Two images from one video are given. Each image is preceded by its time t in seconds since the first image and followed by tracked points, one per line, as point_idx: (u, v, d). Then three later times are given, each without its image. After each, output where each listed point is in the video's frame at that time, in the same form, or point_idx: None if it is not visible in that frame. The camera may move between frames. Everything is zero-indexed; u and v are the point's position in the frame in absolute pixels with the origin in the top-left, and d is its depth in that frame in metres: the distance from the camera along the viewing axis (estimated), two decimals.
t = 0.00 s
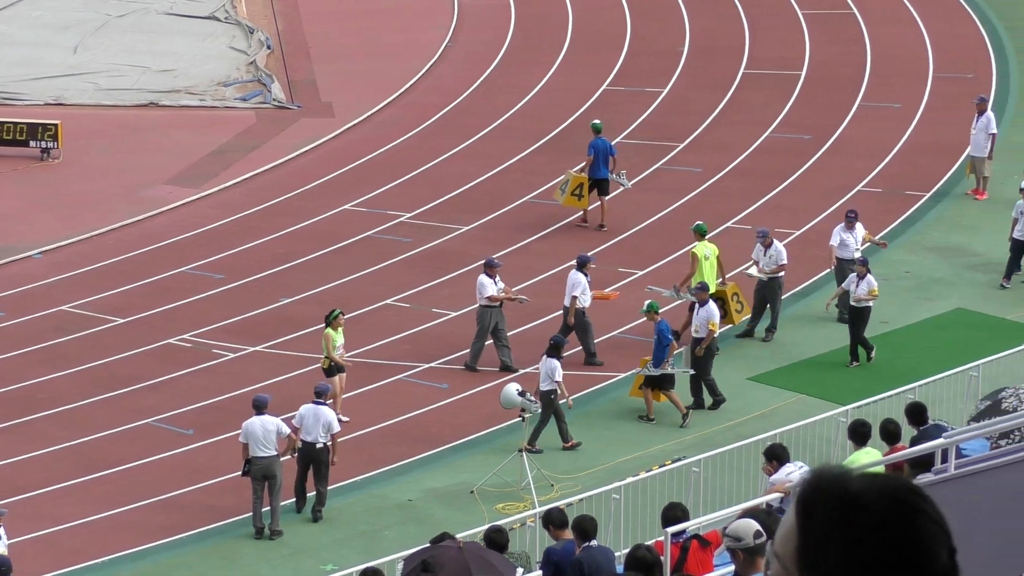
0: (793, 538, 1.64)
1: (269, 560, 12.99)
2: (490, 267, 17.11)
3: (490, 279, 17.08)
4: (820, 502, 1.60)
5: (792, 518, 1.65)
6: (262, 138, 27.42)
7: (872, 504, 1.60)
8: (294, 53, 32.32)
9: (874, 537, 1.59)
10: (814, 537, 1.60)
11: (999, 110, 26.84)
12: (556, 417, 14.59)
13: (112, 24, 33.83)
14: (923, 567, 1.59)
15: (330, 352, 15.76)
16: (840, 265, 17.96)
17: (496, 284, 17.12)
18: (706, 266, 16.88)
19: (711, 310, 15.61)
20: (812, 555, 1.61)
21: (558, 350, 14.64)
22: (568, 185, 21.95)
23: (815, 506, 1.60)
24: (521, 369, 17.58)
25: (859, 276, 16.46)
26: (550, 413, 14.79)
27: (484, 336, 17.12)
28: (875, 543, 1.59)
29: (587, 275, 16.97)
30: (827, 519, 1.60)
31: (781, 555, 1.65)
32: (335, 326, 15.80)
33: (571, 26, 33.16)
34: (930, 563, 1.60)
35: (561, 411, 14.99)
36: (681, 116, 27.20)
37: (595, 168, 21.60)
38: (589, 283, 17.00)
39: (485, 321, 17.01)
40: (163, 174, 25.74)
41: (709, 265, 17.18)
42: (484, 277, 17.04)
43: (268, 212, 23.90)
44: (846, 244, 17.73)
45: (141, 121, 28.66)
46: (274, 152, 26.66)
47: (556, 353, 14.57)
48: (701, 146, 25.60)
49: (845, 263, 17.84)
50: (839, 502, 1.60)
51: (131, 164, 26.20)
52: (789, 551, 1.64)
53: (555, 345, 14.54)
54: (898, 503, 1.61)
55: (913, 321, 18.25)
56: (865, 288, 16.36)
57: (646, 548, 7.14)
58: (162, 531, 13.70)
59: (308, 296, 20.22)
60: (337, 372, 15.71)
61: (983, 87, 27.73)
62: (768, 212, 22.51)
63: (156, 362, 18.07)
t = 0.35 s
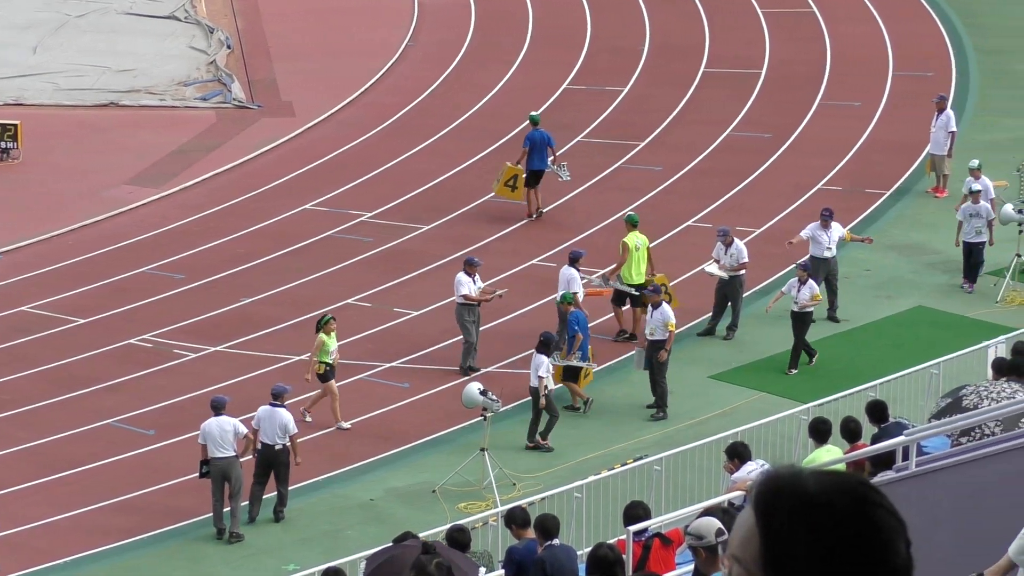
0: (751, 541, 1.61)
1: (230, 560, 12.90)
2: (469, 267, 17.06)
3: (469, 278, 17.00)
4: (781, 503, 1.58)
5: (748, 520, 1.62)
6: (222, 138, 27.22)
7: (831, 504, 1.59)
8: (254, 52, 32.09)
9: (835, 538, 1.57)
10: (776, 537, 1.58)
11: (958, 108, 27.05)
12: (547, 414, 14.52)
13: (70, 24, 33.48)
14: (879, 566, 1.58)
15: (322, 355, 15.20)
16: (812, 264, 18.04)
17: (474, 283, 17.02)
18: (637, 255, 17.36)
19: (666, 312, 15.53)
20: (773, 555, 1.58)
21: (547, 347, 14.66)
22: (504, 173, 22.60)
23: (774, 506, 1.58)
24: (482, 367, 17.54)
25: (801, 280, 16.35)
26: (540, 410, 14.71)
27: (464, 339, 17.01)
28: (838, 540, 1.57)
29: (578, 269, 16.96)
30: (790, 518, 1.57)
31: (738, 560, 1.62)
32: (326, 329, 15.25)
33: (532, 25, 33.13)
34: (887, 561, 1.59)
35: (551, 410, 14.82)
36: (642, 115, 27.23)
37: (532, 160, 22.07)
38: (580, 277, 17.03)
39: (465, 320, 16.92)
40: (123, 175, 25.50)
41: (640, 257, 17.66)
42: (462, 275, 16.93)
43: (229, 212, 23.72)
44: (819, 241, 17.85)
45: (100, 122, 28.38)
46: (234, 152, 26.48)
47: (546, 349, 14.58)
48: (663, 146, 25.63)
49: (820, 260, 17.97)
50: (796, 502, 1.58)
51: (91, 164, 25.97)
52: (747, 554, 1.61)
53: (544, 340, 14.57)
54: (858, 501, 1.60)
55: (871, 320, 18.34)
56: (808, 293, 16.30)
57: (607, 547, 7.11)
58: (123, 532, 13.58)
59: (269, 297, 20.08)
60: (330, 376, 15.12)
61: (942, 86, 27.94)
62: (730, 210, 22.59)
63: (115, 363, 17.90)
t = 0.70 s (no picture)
0: (720, 542, 1.59)
1: (198, 561, 12.82)
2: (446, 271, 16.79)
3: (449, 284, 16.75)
4: (747, 505, 1.56)
5: (713, 523, 1.61)
6: (189, 139, 27.04)
7: (798, 503, 1.57)
8: (221, 53, 31.90)
9: (803, 537, 1.56)
10: (745, 539, 1.56)
11: (924, 107, 27.21)
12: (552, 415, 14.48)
13: (35, 24, 33.18)
14: (848, 566, 1.57)
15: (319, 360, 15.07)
16: (788, 264, 18.01)
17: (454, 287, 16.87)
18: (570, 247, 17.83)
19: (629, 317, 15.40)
20: (741, 558, 1.57)
21: (548, 349, 14.47)
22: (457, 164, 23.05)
23: (741, 508, 1.56)
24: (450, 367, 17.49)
25: (749, 283, 16.29)
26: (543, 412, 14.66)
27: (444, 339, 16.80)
28: (806, 542, 1.56)
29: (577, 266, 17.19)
30: (757, 521, 1.56)
31: (705, 561, 1.60)
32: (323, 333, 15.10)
33: (499, 25, 33.09)
34: (854, 562, 1.58)
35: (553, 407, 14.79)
36: (610, 115, 27.25)
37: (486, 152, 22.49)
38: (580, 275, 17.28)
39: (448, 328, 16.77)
40: (89, 176, 25.27)
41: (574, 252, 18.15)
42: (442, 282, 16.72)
43: (196, 213, 23.57)
44: (797, 240, 17.84)
45: (66, 123, 28.14)
46: (201, 153, 26.32)
47: (548, 355, 14.41)
48: (630, 145, 25.66)
49: (797, 263, 17.97)
50: (762, 502, 1.57)
51: (56, 165, 25.74)
52: (714, 555, 1.59)
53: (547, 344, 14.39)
54: (824, 499, 1.59)
55: (836, 318, 18.43)
56: (755, 297, 16.26)
57: (576, 547, 7.09)
58: (90, 534, 13.46)
59: (236, 297, 19.96)
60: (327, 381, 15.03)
61: (907, 85, 28.10)
62: (698, 210, 22.64)
63: (81, 365, 17.74)
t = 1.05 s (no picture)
0: (695, 547, 1.62)
1: (176, 562, 12.77)
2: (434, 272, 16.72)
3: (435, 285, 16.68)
4: (719, 508, 1.59)
5: (689, 528, 1.63)
6: (165, 139, 26.91)
7: (773, 505, 1.60)
8: (197, 53, 31.77)
9: (778, 541, 1.58)
10: (719, 542, 1.59)
11: (900, 107, 27.30)
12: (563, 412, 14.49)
13: (10, 25, 32.98)
14: (825, 566, 1.60)
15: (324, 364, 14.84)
16: (771, 268, 17.97)
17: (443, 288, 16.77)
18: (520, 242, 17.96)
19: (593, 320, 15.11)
20: (716, 562, 1.59)
21: (559, 346, 14.49)
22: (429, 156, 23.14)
23: (715, 512, 1.59)
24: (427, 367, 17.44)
25: (704, 288, 16.28)
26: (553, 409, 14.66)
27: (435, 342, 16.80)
28: (779, 545, 1.58)
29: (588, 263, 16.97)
30: (730, 526, 1.58)
31: (683, 565, 1.63)
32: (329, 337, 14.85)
33: (476, 26, 33.05)
34: (831, 562, 1.61)
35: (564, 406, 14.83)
36: (587, 115, 27.25)
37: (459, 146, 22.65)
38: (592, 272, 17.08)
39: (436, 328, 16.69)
40: (65, 177, 25.12)
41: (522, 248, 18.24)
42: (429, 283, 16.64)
43: (172, 214, 23.46)
44: (779, 245, 17.78)
45: (41, 124, 27.96)
46: (178, 153, 26.21)
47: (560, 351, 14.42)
48: (607, 145, 25.67)
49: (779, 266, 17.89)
50: (737, 505, 1.59)
51: (32, 166, 25.58)
52: (691, 559, 1.61)
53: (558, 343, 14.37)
54: (798, 500, 1.61)
55: (812, 317, 18.49)
56: (711, 301, 16.18)
57: (554, 547, 7.07)
58: (68, 535, 13.38)
59: (213, 298, 19.88)
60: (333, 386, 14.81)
61: (883, 85, 28.20)
62: (676, 210, 22.66)
63: (57, 366, 17.63)
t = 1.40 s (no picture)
0: (691, 549, 1.62)
1: (175, 562, 12.76)
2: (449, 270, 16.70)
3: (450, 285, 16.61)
4: (719, 506, 1.60)
5: (689, 527, 1.64)
6: (164, 139, 26.89)
7: (770, 503, 1.60)
8: (196, 53, 31.73)
9: (777, 539, 1.58)
10: (720, 539, 1.59)
11: (899, 107, 27.29)
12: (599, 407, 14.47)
13: (9, 25, 32.97)
14: (829, 564, 1.61)
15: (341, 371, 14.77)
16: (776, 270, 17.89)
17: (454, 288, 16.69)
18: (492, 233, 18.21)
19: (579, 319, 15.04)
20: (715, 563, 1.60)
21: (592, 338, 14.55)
22: (431, 143, 23.63)
23: (715, 509, 1.59)
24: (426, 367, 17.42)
25: (686, 296, 15.98)
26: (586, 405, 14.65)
27: (444, 343, 16.59)
28: (777, 544, 1.59)
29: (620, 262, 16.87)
30: (731, 523, 1.59)
31: (682, 563, 1.63)
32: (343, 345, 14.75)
33: (475, 25, 33.02)
34: (834, 561, 1.61)
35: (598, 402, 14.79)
36: (586, 114, 27.23)
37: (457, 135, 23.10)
38: (626, 272, 16.90)
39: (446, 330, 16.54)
40: (63, 177, 25.09)
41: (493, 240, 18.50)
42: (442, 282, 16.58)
43: (170, 213, 23.44)
44: (783, 247, 17.71)
45: (39, 123, 27.94)
46: (176, 153, 26.18)
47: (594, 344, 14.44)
48: (605, 145, 25.65)
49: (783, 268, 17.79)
50: (736, 503, 1.60)
51: (30, 166, 25.55)
52: (690, 557, 1.62)
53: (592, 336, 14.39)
54: (797, 499, 1.62)
55: (813, 316, 18.48)
56: (692, 310, 15.90)
57: (557, 548, 7.03)
58: (66, 534, 13.38)
59: (211, 298, 19.87)
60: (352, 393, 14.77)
61: (882, 85, 28.18)
62: (675, 209, 22.65)
63: (56, 366, 17.61)
